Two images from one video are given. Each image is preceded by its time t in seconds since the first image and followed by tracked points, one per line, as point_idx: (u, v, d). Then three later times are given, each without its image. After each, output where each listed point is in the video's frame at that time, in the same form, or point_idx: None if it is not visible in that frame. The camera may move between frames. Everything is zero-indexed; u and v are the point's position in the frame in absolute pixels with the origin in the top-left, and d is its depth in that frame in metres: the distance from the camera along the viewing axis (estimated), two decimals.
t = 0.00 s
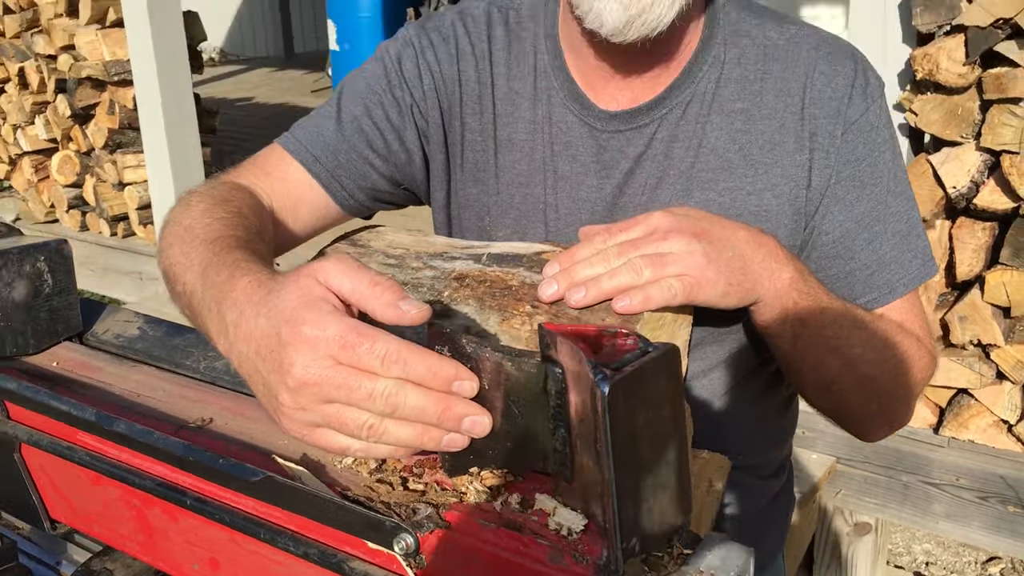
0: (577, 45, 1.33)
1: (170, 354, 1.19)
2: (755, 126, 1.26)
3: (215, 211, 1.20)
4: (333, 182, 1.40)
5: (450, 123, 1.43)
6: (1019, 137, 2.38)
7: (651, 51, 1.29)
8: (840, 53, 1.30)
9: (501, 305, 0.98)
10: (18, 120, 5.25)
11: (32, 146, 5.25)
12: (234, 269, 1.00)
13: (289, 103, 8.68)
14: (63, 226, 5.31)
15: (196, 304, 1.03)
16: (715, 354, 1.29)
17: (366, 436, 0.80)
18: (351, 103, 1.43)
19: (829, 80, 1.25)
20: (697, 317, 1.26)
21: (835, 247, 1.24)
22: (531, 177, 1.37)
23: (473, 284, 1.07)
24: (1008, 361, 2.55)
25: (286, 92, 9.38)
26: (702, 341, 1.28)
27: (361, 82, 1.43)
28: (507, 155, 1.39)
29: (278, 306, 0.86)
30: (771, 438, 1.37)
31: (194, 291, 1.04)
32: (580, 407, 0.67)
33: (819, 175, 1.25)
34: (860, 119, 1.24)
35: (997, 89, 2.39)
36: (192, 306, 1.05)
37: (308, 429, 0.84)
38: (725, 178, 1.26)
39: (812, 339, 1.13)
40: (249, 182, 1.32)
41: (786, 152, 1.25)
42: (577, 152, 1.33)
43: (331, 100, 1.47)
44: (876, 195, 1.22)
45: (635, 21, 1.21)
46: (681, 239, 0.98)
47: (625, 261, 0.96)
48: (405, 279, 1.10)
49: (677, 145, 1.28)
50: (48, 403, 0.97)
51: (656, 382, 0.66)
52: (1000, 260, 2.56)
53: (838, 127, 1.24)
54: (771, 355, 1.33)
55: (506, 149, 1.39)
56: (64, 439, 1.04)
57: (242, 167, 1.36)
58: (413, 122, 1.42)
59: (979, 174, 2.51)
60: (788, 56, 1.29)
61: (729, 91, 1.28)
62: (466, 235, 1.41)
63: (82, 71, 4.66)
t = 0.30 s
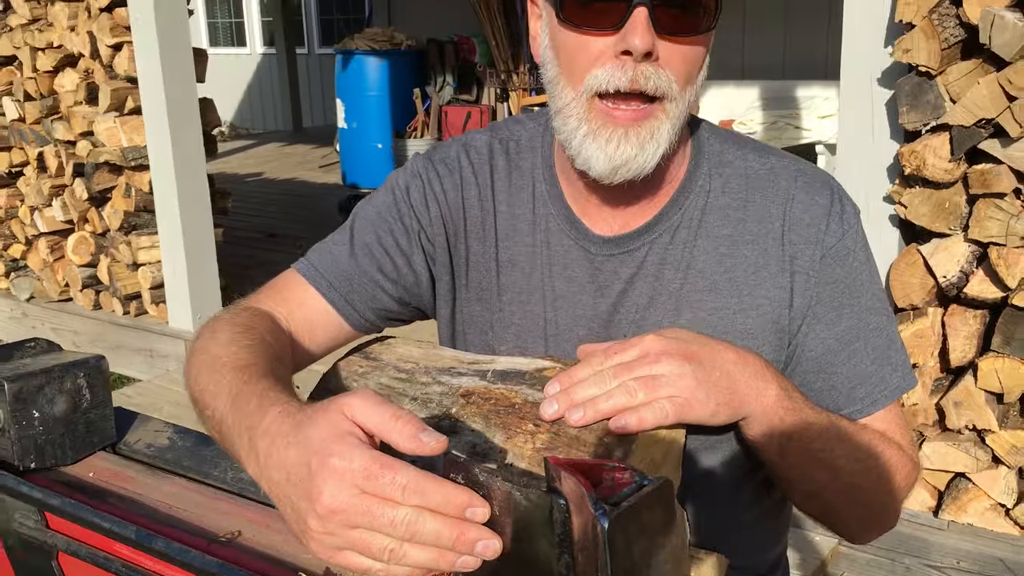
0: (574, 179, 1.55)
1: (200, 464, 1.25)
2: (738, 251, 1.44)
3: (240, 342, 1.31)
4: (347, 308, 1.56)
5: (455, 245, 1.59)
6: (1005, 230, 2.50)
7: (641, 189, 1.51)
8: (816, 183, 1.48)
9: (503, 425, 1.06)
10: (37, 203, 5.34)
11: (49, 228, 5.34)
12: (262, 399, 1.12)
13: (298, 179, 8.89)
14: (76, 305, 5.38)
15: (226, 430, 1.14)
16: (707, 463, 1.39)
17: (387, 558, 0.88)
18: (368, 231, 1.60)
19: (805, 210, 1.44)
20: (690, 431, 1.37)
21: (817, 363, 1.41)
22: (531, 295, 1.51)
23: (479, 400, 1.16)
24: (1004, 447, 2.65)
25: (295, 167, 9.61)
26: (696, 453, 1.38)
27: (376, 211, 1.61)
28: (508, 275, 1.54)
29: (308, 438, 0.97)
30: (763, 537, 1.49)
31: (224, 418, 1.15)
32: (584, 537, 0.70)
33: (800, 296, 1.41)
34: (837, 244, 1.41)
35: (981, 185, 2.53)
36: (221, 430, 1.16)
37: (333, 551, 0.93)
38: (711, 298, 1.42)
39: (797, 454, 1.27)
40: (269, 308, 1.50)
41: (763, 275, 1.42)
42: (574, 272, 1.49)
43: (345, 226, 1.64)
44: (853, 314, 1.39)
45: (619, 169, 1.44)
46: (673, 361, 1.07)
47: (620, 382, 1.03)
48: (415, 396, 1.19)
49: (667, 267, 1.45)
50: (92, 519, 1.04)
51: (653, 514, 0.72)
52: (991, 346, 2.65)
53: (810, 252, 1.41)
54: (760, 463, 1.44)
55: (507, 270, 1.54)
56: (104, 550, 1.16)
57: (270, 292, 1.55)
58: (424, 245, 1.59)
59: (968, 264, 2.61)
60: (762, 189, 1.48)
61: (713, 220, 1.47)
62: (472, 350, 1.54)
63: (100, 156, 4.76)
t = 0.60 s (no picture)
0: (567, 238, 1.64)
1: (216, 506, 1.32)
2: (722, 306, 1.53)
3: (257, 392, 1.41)
4: (351, 359, 1.66)
5: (453, 300, 1.68)
6: (986, 279, 2.61)
7: (627, 248, 1.60)
8: (793, 241, 1.58)
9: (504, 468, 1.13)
10: (42, 250, 5.38)
11: (54, 275, 5.40)
12: (283, 442, 1.21)
13: (297, 225, 9.00)
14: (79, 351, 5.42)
15: (246, 473, 1.23)
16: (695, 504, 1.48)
17: None
18: (372, 287, 1.69)
19: (783, 268, 1.54)
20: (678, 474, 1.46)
21: (798, 411, 1.49)
22: (525, 346, 1.60)
23: (481, 446, 1.23)
24: (989, 490, 2.73)
25: (294, 214, 9.73)
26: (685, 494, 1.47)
27: (379, 268, 1.71)
28: (503, 328, 1.63)
29: (327, 474, 1.04)
30: None
31: (244, 460, 1.25)
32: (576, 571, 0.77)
33: (780, 348, 1.50)
34: (813, 299, 1.51)
35: (963, 236, 2.64)
36: (239, 473, 1.26)
37: None
38: (695, 350, 1.51)
39: (781, 495, 1.34)
40: (280, 360, 1.61)
41: (743, 329, 1.51)
42: (565, 325, 1.58)
43: (350, 283, 1.74)
44: (831, 364, 1.48)
45: (606, 231, 1.53)
46: (662, 409, 1.16)
47: (612, 428, 1.12)
48: (421, 440, 1.26)
49: (653, 321, 1.53)
50: (118, 558, 1.11)
51: (639, 550, 0.77)
52: (976, 392, 2.74)
53: (787, 306, 1.51)
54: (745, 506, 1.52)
55: (502, 323, 1.63)
56: None
57: (282, 348, 1.65)
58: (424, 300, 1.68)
59: (951, 312, 2.71)
60: (742, 248, 1.58)
61: (697, 277, 1.56)
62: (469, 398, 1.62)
63: (106, 205, 4.85)
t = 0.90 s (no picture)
0: (560, 251, 1.68)
1: (213, 512, 1.35)
2: (709, 317, 1.57)
3: (266, 399, 1.46)
4: (349, 369, 1.69)
5: (448, 310, 1.71)
6: (969, 293, 2.67)
7: (621, 258, 1.64)
8: (778, 256, 1.63)
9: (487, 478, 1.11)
10: (35, 264, 5.39)
11: (47, 289, 5.39)
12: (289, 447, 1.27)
13: (290, 240, 9.03)
14: (72, 365, 5.42)
15: (248, 475, 1.27)
16: (683, 511, 1.52)
17: None
18: (369, 298, 1.73)
19: (768, 281, 1.58)
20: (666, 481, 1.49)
21: (783, 420, 1.53)
22: (518, 356, 1.64)
23: (475, 450, 1.27)
24: (973, 500, 2.78)
25: (286, 228, 9.76)
26: (673, 499, 1.51)
27: (377, 279, 1.74)
28: (497, 338, 1.67)
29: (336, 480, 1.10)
30: None
31: (249, 460, 1.29)
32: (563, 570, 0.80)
33: (765, 358, 1.54)
34: (797, 311, 1.55)
35: (946, 250, 2.69)
36: (240, 473, 1.30)
37: None
38: (684, 360, 1.54)
39: (765, 500, 1.38)
40: (281, 368, 1.64)
41: (731, 339, 1.55)
42: (557, 335, 1.62)
43: (348, 294, 1.77)
44: (814, 375, 1.53)
45: (603, 241, 1.57)
46: (650, 415, 1.21)
47: (602, 431, 1.18)
48: (417, 446, 1.29)
49: (643, 332, 1.57)
50: (118, 561, 1.13)
51: (622, 548, 0.80)
52: (960, 404, 2.79)
53: (773, 318, 1.55)
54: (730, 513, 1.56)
55: (496, 333, 1.67)
56: None
57: (281, 357, 1.67)
58: (420, 310, 1.71)
59: (934, 325, 2.76)
60: (728, 262, 1.62)
61: (685, 290, 1.60)
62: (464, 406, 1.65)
63: (100, 220, 4.87)
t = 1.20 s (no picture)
0: (558, 250, 1.70)
1: (207, 509, 1.36)
2: (704, 315, 1.59)
3: (281, 403, 1.47)
4: (350, 364, 1.70)
5: (448, 307, 1.73)
6: (958, 292, 2.70)
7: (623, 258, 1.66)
8: (771, 256, 1.64)
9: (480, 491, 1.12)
10: (29, 266, 5.39)
11: (41, 290, 5.40)
12: (300, 452, 1.30)
13: (284, 241, 9.03)
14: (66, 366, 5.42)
15: (267, 480, 1.31)
16: (679, 502, 1.53)
17: None
18: (370, 293, 1.74)
19: (761, 281, 1.59)
20: (662, 473, 1.51)
21: (774, 418, 1.55)
22: (516, 353, 1.66)
23: (474, 442, 1.30)
24: (963, 498, 2.81)
25: (281, 229, 9.76)
26: (670, 491, 1.52)
27: (378, 274, 1.75)
28: (495, 336, 1.69)
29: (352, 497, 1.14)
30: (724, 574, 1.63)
31: (267, 468, 1.32)
32: (552, 564, 0.79)
33: (758, 357, 1.56)
34: (790, 312, 1.57)
35: (935, 250, 2.71)
36: (261, 480, 1.33)
37: None
38: (679, 358, 1.56)
39: (757, 494, 1.40)
40: (287, 364, 1.64)
41: (725, 338, 1.57)
42: (554, 333, 1.64)
43: (350, 287, 1.78)
44: (806, 374, 1.54)
45: (606, 244, 1.58)
46: (645, 408, 1.23)
47: (599, 425, 1.20)
48: (416, 439, 1.33)
49: (638, 330, 1.59)
50: (115, 556, 1.14)
51: (611, 539, 0.80)
52: (950, 402, 2.81)
53: (766, 318, 1.57)
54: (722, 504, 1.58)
55: (494, 331, 1.69)
56: None
57: (284, 351, 1.67)
58: (422, 307, 1.73)
59: (924, 324, 2.78)
60: (723, 261, 1.64)
61: (680, 288, 1.62)
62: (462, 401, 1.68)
63: (94, 221, 4.87)
